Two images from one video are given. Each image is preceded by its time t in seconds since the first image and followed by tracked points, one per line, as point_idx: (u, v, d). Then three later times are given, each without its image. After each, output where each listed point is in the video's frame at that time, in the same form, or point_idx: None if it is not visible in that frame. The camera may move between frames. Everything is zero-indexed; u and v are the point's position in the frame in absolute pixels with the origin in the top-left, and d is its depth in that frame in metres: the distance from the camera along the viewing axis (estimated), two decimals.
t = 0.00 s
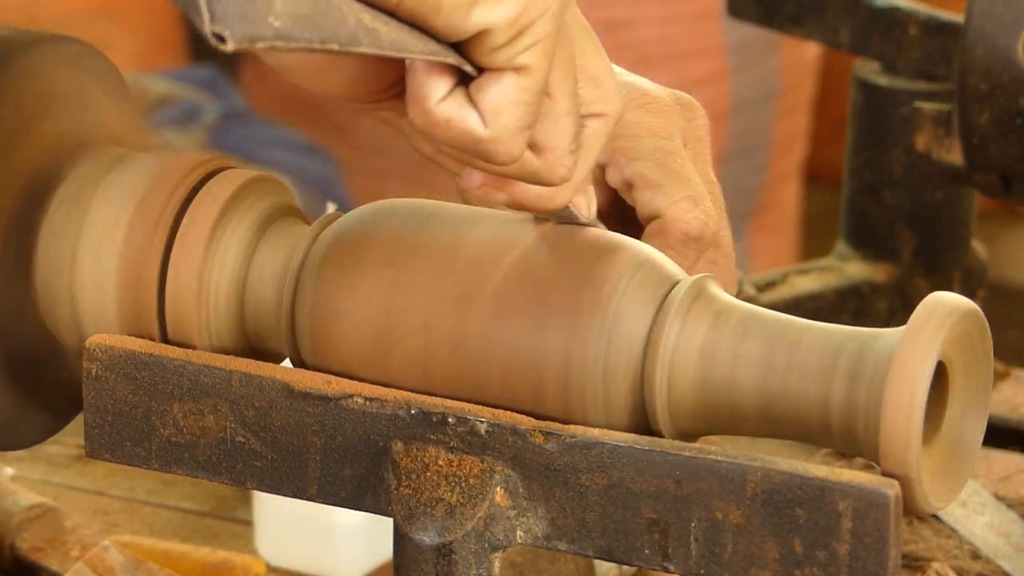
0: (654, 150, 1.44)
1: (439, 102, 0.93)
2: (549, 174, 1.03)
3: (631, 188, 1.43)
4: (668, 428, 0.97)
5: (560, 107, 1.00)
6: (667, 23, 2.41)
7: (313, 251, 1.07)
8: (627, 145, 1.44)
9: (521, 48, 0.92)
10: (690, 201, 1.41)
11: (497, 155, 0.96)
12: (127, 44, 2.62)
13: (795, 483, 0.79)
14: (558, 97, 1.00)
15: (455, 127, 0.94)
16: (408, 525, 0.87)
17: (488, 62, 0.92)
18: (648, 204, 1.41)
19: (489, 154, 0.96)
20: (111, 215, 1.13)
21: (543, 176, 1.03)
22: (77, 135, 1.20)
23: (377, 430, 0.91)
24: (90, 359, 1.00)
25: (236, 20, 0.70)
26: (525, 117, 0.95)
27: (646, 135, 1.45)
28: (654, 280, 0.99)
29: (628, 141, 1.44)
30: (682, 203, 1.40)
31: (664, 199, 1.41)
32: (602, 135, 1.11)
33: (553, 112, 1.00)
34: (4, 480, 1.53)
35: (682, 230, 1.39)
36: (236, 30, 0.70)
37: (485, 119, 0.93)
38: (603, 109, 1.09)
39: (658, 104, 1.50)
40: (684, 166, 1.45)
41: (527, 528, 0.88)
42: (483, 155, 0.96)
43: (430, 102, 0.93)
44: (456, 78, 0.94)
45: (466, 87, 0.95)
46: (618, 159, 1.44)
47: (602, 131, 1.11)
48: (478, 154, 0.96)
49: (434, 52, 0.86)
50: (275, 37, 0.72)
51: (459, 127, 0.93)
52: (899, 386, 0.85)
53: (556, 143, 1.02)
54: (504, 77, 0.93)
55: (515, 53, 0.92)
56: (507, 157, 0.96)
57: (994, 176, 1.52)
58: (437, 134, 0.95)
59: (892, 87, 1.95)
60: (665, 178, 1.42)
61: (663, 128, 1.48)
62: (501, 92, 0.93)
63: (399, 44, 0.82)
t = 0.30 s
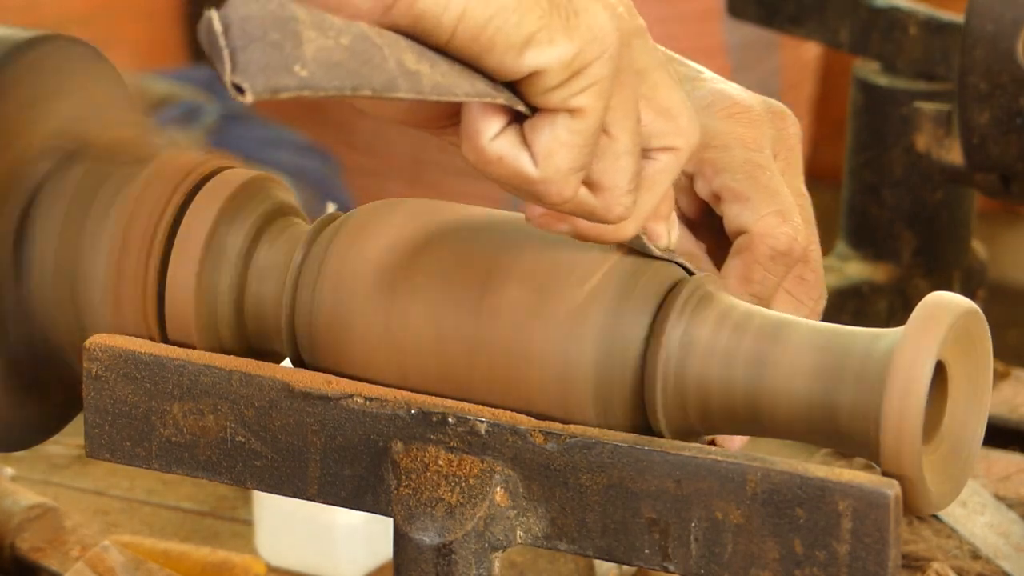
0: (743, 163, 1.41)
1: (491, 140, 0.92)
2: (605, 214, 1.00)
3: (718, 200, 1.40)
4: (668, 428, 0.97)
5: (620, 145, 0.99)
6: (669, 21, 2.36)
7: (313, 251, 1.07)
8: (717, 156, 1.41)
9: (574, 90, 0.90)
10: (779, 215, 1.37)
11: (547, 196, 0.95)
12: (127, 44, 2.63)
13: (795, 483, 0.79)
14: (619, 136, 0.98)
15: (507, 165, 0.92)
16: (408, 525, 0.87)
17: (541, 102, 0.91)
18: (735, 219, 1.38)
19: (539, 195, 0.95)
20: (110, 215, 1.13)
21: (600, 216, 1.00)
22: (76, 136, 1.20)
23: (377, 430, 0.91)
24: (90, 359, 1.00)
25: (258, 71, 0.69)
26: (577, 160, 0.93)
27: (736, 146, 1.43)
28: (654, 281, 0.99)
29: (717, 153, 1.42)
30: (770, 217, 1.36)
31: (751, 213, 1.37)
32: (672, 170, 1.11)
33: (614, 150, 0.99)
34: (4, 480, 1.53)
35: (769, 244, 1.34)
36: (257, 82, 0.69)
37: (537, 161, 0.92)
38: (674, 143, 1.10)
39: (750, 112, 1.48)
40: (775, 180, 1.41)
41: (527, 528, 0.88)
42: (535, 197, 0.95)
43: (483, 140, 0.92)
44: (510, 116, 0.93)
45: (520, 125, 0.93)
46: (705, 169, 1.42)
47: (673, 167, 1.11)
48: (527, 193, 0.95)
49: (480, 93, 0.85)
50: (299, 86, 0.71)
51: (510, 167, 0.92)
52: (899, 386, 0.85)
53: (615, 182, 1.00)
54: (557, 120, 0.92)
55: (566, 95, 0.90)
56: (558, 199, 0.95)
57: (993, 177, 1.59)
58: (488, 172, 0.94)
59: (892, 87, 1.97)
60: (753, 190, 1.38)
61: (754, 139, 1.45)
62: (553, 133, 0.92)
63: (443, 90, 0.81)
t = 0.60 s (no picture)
0: (763, 168, 1.35)
1: (465, 173, 0.95)
2: (579, 248, 0.99)
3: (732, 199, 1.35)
4: (668, 428, 0.97)
5: (595, 183, 0.99)
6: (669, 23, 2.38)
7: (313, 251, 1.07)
8: (741, 157, 1.37)
9: (549, 136, 0.91)
10: (786, 228, 1.30)
11: (518, 231, 0.96)
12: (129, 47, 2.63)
13: (795, 483, 0.79)
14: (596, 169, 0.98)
15: (477, 200, 0.95)
16: (408, 525, 0.87)
17: (514, 145, 0.91)
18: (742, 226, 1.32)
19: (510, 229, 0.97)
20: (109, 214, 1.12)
21: (572, 249, 0.99)
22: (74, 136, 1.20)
23: (377, 430, 0.91)
24: (90, 359, 1.00)
25: (207, 126, 0.77)
26: (547, 202, 0.95)
27: (764, 149, 1.37)
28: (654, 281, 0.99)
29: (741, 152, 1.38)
30: (777, 229, 1.30)
31: (758, 223, 1.31)
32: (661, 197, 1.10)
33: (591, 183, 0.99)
34: (4, 480, 1.53)
35: (771, 256, 1.28)
36: (204, 138, 0.77)
37: (506, 198, 0.94)
38: (665, 173, 1.09)
39: (787, 113, 1.41)
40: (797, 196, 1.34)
41: (526, 528, 0.88)
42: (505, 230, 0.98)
43: (456, 172, 0.95)
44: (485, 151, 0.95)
45: (495, 161, 0.96)
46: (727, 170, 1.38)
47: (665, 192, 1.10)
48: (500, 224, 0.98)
49: (450, 134, 0.87)
50: (254, 139, 0.78)
51: (480, 200, 0.95)
52: (899, 387, 0.85)
53: (590, 219, 0.99)
54: (531, 161, 0.93)
55: (540, 140, 0.91)
56: (530, 235, 0.97)
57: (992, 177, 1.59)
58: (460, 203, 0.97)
59: (892, 87, 1.97)
60: (766, 201, 1.32)
61: (784, 145, 1.38)
62: (523, 175, 0.93)
63: (409, 132, 0.84)
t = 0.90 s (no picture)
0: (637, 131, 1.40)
1: (381, 154, 0.94)
2: (496, 214, 1.01)
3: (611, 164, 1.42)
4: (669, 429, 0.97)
5: (504, 145, 1.01)
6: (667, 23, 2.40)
7: (313, 251, 1.07)
8: (613, 122, 1.41)
9: (459, 102, 0.93)
10: (665, 185, 1.39)
11: (437, 203, 0.97)
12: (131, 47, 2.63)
13: (795, 483, 0.79)
14: (502, 134, 1.00)
15: (397, 179, 0.95)
16: (408, 525, 0.87)
17: (426, 117, 0.93)
18: (624, 187, 1.40)
19: (432, 204, 0.97)
20: (110, 215, 1.13)
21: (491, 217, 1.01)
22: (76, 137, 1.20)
23: (377, 430, 0.91)
24: (90, 359, 1.00)
25: (153, 127, 0.71)
26: (466, 167, 0.96)
27: (633, 112, 1.41)
28: (654, 280, 0.99)
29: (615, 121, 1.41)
30: (657, 185, 1.39)
31: (638, 181, 1.39)
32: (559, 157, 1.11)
33: (498, 149, 1.01)
34: (4, 480, 1.53)
35: (653, 212, 1.38)
36: (153, 139, 0.71)
37: (427, 172, 0.95)
38: (560, 131, 1.10)
39: (653, 75, 1.44)
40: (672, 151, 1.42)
41: (526, 528, 0.88)
42: (427, 207, 0.98)
43: (372, 154, 0.94)
44: (397, 130, 0.96)
45: (407, 138, 0.96)
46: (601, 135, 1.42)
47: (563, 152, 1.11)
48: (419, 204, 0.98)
49: (367, 113, 0.88)
50: (197, 136, 0.72)
51: (401, 178, 0.95)
52: (899, 388, 0.85)
53: (501, 182, 1.01)
54: (444, 129, 0.95)
55: (450, 108, 0.93)
56: (450, 206, 0.98)
57: (992, 177, 1.59)
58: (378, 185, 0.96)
59: (892, 87, 1.98)
60: (643, 159, 1.40)
61: (652, 106, 1.42)
62: (443, 146, 0.95)
63: (333, 114, 0.83)
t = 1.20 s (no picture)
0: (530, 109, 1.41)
1: (281, 164, 0.94)
2: (398, 213, 1.01)
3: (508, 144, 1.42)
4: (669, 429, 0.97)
5: (402, 147, 0.99)
6: (667, 24, 2.44)
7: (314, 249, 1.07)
8: (510, 102, 1.42)
9: (357, 111, 0.93)
10: (560, 163, 1.38)
11: (339, 211, 0.97)
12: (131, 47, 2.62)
13: (795, 483, 0.79)
14: (401, 136, 0.99)
15: (298, 187, 0.95)
16: (408, 525, 0.87)
17: (325, 127, 0.93)
18: (519, 167, 1.39)
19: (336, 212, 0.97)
20: (108, 215, 1.13)
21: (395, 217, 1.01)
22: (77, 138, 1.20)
23: (377, 430, 0.91)
24: (90, 359, 1.00)
25: (59, 167, 0.72)
26: (367, 175, 0.96)
27: (529, 92, 1.42)
28: (654, 280, 0.99)
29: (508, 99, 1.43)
30: (552, 164, 1.38)
31: (533, 161, 1.39)
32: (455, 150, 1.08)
33: (397, 151, 0.99)
34: (5, 480, 1.53)
35: (547, 192, 1.37)
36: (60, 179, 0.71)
37: (328, 181, 0.95)
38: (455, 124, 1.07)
39: (547, 54, 1.45)
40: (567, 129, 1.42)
41: (527, 528, 0.88)
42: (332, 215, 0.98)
43: (272, 165, 0.94)
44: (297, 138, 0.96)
45: (308, 146, 0.96)
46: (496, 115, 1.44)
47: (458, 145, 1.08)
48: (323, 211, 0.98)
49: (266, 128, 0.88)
50: (101, 171, 0.73)
51: (303, 187, 0.95)
52: (898, 387, 0.85)
53: (403, 183, 1.00)
54: (344, 138, 0.94)
55: (349, 118, 0.93)
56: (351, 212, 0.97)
57: (992, 177, 1.59)
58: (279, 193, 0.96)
59: (892, 87, 1.99)
60: (537, 139, 1.40)
61: (549, 85, 1.43)
62: (342, 154, 0.94)
63: (234, 132, 0.84)
